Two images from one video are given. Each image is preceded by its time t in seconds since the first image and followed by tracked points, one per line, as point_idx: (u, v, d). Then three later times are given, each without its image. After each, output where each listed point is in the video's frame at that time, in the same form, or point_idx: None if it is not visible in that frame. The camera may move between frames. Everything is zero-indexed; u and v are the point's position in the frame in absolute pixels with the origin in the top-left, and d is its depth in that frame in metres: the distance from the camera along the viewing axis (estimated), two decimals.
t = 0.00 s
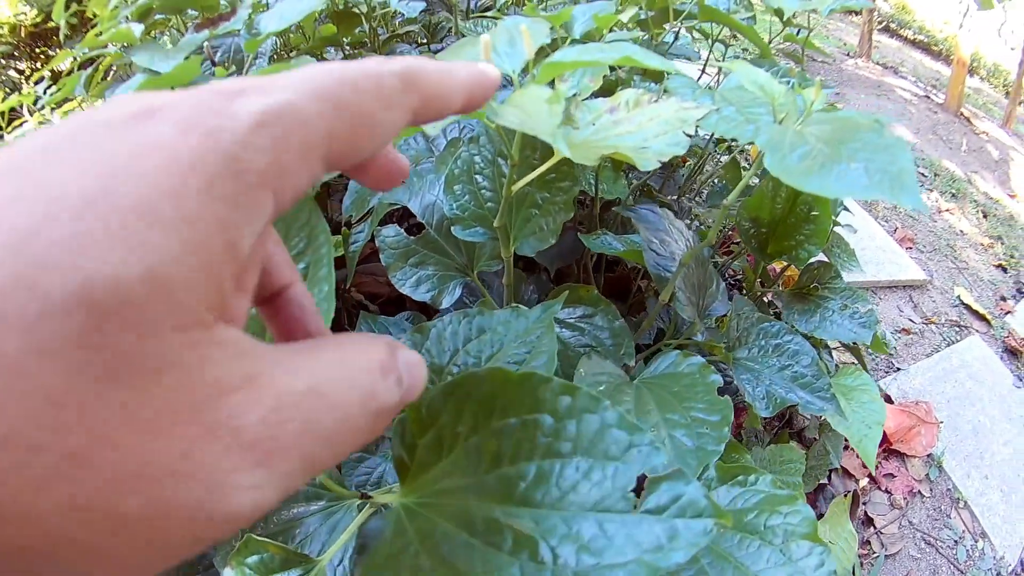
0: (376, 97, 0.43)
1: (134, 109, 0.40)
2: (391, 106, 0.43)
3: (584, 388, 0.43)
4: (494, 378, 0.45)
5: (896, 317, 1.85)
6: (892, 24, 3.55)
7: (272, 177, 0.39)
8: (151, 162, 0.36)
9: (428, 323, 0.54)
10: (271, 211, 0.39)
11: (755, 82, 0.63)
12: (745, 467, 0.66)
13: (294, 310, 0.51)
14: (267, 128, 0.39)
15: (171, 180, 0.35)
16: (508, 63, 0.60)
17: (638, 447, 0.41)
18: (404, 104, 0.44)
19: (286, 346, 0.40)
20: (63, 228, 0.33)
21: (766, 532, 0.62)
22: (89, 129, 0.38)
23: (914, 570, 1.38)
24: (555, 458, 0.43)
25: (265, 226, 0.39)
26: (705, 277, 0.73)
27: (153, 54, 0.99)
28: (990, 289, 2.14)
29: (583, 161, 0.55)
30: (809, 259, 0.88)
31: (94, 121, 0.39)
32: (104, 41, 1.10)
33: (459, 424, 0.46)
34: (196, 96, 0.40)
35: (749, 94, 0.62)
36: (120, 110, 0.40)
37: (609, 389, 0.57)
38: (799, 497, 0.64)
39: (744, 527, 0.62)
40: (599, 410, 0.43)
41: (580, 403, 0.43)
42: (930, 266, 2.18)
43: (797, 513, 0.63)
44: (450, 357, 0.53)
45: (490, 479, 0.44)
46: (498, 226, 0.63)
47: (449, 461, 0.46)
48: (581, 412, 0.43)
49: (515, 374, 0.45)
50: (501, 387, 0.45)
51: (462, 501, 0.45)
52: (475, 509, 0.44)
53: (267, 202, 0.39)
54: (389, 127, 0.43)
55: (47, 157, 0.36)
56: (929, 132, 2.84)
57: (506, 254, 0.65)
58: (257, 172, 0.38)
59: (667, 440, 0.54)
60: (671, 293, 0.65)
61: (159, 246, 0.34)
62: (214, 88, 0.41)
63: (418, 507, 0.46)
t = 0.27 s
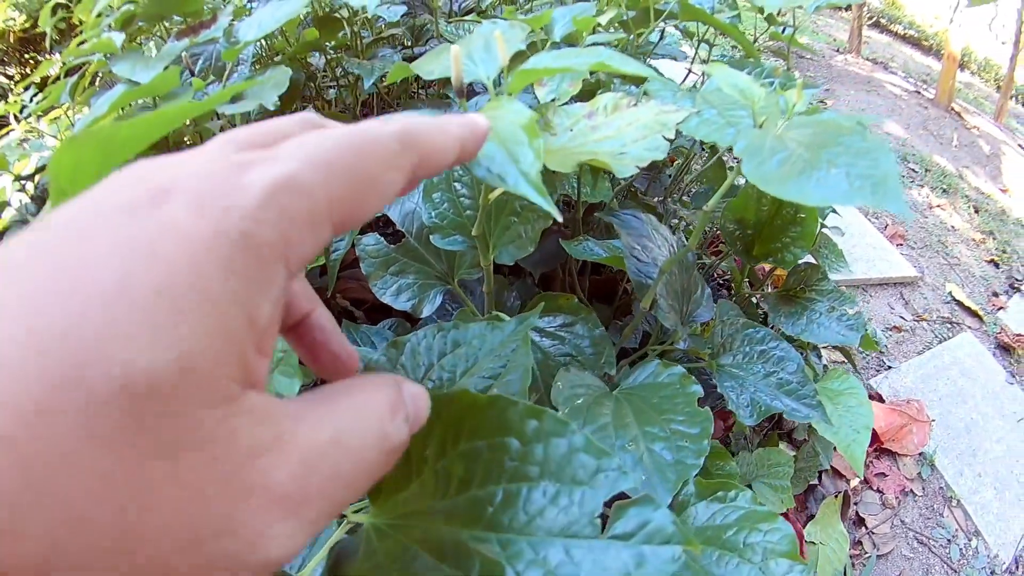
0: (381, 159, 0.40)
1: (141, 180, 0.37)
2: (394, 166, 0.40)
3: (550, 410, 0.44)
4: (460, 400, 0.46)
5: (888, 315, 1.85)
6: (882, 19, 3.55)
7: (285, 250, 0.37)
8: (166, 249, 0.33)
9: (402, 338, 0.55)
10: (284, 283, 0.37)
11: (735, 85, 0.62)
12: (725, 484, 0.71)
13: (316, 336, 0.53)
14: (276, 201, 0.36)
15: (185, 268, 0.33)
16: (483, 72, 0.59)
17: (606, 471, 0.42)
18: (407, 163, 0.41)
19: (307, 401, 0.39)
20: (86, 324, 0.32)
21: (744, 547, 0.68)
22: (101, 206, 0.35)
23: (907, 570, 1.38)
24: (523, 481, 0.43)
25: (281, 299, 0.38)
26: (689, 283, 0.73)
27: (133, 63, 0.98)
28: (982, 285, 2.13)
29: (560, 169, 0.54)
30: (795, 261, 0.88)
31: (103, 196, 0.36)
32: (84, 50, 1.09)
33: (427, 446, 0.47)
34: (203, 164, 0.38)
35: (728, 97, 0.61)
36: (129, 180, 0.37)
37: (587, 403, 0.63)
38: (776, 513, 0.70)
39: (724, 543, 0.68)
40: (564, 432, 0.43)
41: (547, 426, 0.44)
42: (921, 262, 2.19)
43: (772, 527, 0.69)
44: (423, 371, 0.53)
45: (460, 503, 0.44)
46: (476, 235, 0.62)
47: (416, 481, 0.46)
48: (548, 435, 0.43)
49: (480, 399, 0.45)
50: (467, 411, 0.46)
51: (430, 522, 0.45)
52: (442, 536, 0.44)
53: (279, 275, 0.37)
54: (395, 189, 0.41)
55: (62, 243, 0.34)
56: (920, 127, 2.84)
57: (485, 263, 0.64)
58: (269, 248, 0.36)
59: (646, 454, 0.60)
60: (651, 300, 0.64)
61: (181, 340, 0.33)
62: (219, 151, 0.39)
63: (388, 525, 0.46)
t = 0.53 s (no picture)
0: (386, 258, 0.42)
1: (149, 299, 0.39)
2: (399, 263, 0.43)
3: (536, 451, 0.49)
4: (447, 439, 0.51)
5: (880, 316, 1.85)
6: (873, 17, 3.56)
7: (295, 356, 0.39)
8: (174, 378, 0.35)
9: (389, 363, 0.59)
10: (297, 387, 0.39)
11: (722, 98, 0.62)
12: (710, 503, 0.71)
13: (349, 393, 0.51)
14: (285, 312, 0.38)
15: (196, 397, 0.35)
16: (469, 89, 0.59)
17: (590, 511, 0.46)
18: (408, 259, 0.44)
19: (320, 487, 0.41)
20: (99, 464, 0.33)
21: (730, 568, 0.68)
22: (110, 337, 0.37)
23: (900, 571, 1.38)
24: (510, 517, 0.48)
25: (296, 404, 0.39)
26: (678, 293, 0.73)
27: (120, 78, 0.98)
28: (975, 284, 2.14)
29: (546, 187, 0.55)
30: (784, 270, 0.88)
31: (113, 322, 0.38)
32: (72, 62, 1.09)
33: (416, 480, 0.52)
34: (207, 278, 0.39)
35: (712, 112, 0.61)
36: (135, 299, 0.39)
37: (574, 422, 0.63)
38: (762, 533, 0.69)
39: (709, 563, 0.69)
40: (551, 471, 0.48)
41: (533, 465, 0.48)
42: (913, 262, 2.20)
43: (761, 550, 0.68)
44: (412, 396, 0.58)
45: (447, 538, 0.49)
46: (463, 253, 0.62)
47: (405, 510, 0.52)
48: (534, 474, 0.48)
49: (468, 438, 0.50)
50: (457, 449, 0.51)
51: (419, 554, 0.50)
52: (433, 567, 0.49)
53: (292, 381, 0.39)
54: (399, 286, 0.43)
55: (76, 378, 0.35)
56: (910, 125, 2.84)
57: (473, 280, 0.64)
58: (277, 360, 0.38)
59: (632, 473, 0.60)
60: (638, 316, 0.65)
61: (197, 469, 0.34)
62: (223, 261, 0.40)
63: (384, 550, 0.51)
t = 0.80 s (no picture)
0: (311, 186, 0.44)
1: (111, 305, 0.39)
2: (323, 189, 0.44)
3: (535, 476, 0.48)
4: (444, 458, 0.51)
5: (876, 316, 1.85)
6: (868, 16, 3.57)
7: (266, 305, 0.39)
8: (143, 368, 0.35)
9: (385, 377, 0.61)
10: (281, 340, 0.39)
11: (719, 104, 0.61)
12: (709, 520, 0.72)
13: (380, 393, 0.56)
14: (240, 265, 0.39)
15: (170, 376, 0.35)
16: (463, 99, 0.58)
17: (589, 537, 0.46)
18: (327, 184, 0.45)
19: (330, 459, 0.41)
20: (83, 463, 0.33)
21: None
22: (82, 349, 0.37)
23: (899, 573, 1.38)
24: (508, 540, 0.49)
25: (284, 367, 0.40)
26: (676, 301, 0.73)
27: (112, 85, 0.98)
28: (972, 283, 2.14)
29: (542, 199, 0.55)
30: (782, 275, 0.88)
31: (80, 336, 0.38)
32: (64, 69, 1.09)
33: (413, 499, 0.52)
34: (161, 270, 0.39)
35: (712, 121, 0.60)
36: (97, 311, 0.39)
37: (572, 436, 0.63)
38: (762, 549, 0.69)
39: None
40: (548, 498, 0.48)
41: (531, 488, 0.48)
42: (909, 261, 2.18)
43: (761, 566, 0.68)
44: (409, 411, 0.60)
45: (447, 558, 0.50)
46: (459, 263, 0.62)
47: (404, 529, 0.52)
48: (530, 497, 0.48)
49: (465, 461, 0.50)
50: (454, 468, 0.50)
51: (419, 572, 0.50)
52: None
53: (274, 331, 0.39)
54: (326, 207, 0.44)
55: (56, 392, 0.35)
56: (906, 124, 2.84)
57: (469, 290, 0.64)
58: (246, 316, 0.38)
59: (631, 488, 0.60)
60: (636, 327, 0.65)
61: (187, 441, 0.34)
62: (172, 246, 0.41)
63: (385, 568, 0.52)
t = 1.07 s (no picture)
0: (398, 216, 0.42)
1: (161, 294, 0.38)
2: (414, 221, 0.42)
3: (522, 477, 0.48)
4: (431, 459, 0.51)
5: (871, 313, 1.85)
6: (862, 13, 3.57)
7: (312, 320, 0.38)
8: (188, 362, 0.34)
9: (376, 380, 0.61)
10: (320, 354, 0.38)
11: (713, 105, 0.61)
12: (704, 524, 0.71)
13: (401, 380, 0.54)
14: (295, 277, 0.38)
15: (213, 373, 0.34)
16: (453, 100, 0.58)
17: (578, 538, 0.47)
18: (422, 216, 0.43)
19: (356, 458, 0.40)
20: (128, 458, 0.32)
21: None
22: (133, 331, 0.37)
23: (896, 570, 1.38)
24: (497, 544, 0.48)
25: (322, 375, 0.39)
26: (670, 301, 0.72)
27: (102, 88, 0.97)
28: (968, 279, 2.14)
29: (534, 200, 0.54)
30: (775, 272, 0.88)
31: (131, 318, 0.38)
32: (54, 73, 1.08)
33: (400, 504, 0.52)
34: (217, 263, 0.39)
35: (706, 120, 0.59)
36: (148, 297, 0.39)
37: (564, 438, 0.63)
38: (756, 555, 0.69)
39: None
40: (538, 500, 0.48)
41: (521, 492, 0.48)
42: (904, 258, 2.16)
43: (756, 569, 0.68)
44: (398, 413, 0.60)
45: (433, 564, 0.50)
46: (450, 264, 0.61)
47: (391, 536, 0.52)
48: (519, 500, 0.48)
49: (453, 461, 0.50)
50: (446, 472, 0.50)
51: None
52: None
53: (314, 348, 0.38)
54: (417, 246, 0.42)
55: (100, 376, 0.35)
56: (901, 120, 2.84)
57: (461, 292, 0.64)
58: (293, 325, 0.37)
59: (624, 491, 0.59)
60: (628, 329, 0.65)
61: (231, 443, 0.34)
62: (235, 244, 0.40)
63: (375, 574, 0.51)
